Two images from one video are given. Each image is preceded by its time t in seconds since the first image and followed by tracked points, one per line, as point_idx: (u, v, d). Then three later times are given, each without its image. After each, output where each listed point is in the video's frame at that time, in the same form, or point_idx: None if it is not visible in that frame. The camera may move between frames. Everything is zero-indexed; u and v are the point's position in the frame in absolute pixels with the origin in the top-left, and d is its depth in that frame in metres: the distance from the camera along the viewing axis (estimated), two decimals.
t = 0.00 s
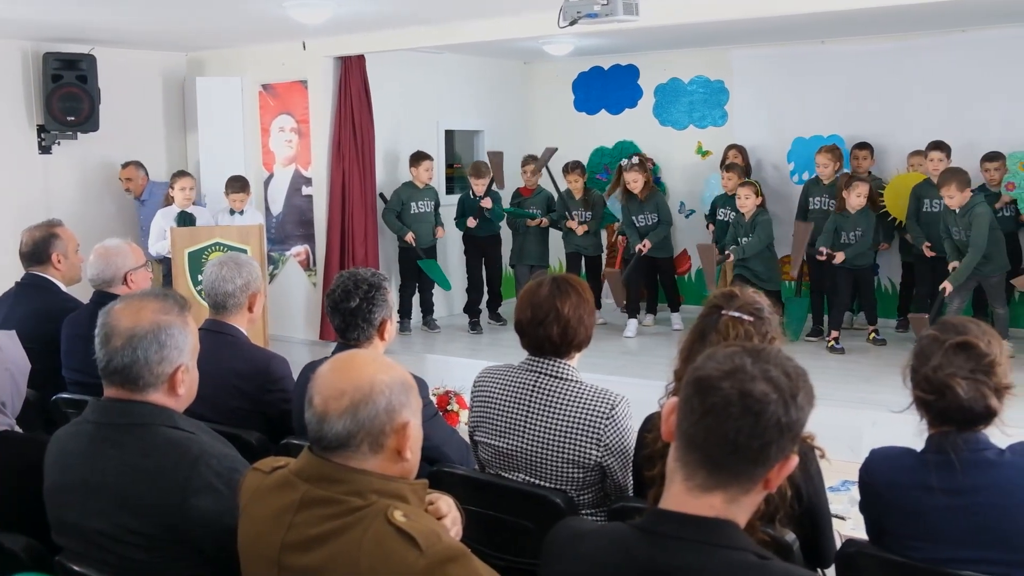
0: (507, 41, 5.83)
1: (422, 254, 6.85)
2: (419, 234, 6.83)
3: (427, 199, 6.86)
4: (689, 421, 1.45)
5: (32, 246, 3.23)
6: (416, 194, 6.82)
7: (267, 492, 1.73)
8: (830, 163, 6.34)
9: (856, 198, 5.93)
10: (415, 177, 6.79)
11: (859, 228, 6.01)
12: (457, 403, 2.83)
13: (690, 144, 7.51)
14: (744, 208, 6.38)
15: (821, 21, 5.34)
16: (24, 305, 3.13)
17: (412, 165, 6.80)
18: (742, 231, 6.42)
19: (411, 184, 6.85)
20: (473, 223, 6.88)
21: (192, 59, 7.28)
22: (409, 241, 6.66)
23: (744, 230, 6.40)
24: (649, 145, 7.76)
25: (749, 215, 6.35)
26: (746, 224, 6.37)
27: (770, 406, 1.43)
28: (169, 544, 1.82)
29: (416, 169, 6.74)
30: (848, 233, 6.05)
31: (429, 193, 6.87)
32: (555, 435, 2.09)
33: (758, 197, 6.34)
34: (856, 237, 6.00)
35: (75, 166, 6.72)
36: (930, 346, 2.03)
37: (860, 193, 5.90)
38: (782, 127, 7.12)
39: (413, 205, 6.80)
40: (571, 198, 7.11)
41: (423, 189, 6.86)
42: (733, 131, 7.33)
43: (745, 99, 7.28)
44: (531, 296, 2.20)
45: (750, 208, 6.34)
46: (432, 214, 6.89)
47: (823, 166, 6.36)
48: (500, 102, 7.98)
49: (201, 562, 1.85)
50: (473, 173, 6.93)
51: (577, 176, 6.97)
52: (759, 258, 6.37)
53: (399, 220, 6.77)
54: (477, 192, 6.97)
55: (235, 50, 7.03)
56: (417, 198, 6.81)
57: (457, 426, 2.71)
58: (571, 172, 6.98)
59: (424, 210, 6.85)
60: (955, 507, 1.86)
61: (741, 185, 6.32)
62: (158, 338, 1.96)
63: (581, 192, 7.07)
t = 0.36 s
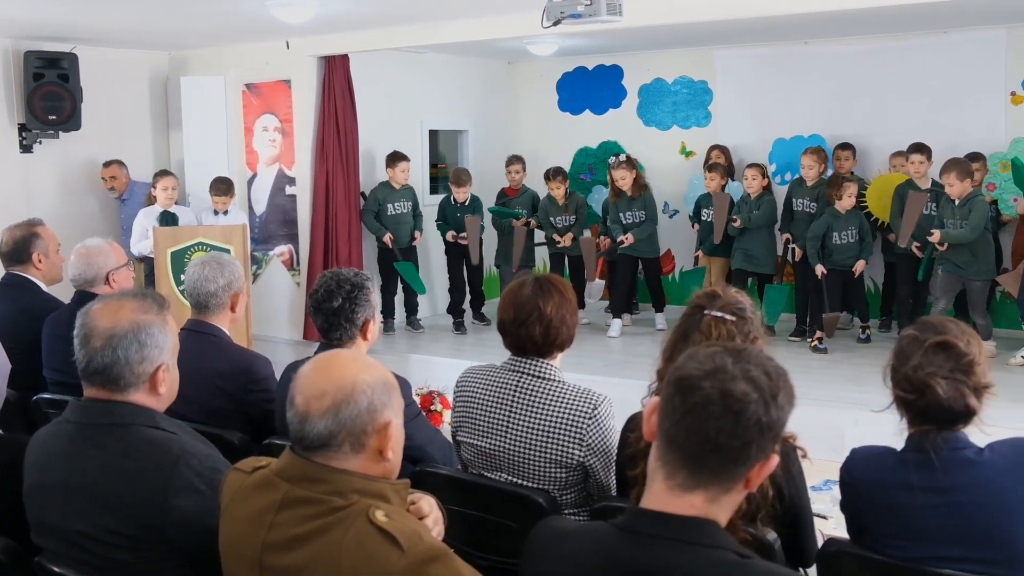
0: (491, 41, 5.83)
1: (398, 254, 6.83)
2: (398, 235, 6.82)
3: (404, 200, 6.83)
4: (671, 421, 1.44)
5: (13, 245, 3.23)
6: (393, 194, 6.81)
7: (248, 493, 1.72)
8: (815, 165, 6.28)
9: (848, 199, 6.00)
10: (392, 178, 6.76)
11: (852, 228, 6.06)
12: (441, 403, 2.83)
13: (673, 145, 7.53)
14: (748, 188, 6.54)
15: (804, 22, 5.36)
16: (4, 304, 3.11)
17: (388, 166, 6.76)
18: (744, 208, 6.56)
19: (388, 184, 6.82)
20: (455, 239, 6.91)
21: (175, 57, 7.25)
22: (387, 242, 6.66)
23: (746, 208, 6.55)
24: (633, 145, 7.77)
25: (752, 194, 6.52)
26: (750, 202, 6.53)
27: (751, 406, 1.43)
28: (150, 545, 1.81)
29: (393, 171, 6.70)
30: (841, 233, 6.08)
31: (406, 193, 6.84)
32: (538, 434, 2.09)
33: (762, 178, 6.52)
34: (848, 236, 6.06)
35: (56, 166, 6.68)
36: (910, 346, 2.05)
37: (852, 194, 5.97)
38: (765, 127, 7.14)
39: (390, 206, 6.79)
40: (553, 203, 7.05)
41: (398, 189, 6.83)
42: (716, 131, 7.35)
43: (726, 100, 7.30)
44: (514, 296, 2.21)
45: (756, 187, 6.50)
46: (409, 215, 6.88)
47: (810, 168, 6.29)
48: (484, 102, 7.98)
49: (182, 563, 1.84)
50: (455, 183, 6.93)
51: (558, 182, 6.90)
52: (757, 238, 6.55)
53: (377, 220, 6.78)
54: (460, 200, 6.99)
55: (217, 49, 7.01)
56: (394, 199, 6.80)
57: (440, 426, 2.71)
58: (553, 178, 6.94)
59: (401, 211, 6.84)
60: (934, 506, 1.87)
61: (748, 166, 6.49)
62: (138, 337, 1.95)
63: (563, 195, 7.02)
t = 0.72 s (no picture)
0: (478, 41, 5.83)
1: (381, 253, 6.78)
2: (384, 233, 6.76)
3: (388, 204, 6.80)
4: (653, 421, 1.43)
5: None
6: (376, 197, 6.78)
7: (230, 493, 1.72)
8: (798, 169, 6.24)
9: (846, 189, 6.14)
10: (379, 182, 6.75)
11: (852, 218, 6.22)
12: (427, 403, 2.83)
13: (659, 145, 7.54)
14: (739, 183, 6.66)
15: (789, 24, 5.39)
16: None
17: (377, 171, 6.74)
18: (738, 203, 6.67)
19: (374, 185, 6.82)
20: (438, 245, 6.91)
21: (160, 57, 7.23)
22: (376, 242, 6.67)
23: (739, 202, 6.65)
24: (619, 145, 7.77)
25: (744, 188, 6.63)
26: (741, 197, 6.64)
27: (733, 406, 1.41)
28: (132, 546, 1.80)
29: (381, 177, 6.69)
30: (840, 221, 6.24)
31: (391, 197, 6.80)
32: (521, 434, 2.10)
33: (753, 172, 6.62)
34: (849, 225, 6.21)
35: (39, 165, 6.64)
36: (892, 346, 2.07)
37: (850, 183, 6.12)
38: (751, 129, 7.17)
39: (373, 209, 6.77)
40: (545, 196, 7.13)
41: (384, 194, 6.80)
42: (702, 132, 7.37)
43: (712, 101, 7.32)
44: (499, 296, 2.21)
45: (746, 181, 6.59)
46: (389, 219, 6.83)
47: (792, 172, 6.24)
48: (470, 102, 7.98)
49: (165, 563, 1.83)
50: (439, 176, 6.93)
51: (551, 172, 7.00)
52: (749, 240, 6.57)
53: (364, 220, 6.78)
54: (443, 198, 6.99)
55: (202, 48, 7.00)
56: (376, 201, 6.77)
57: (426, 426, 2.71)
58: (544, 169, 7.01)
59: (383, 215, 6.79)
60: (917, 505, 1.88)
61: (738, 160, 6.59)
62: (119, 335, 1.95)
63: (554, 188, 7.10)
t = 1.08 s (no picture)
0: (462, 41, 5.82)
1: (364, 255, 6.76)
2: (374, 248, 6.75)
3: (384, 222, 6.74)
4: (633, 421, 1.42)
5: None
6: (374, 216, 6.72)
7: (209, 493, 1.71)
8: (761, 181, 5.99)
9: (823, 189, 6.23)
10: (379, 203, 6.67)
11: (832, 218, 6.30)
12: (409, 404, 2.84)
13: (643, 146, 7.55)
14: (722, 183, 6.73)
15: (773, 26, 5.41)
16: None
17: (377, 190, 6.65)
18: (720, 204, 6.73)
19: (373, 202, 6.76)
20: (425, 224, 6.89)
21: (142, 55, 7.20)
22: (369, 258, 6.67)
23: (721, 203, 6.71)
24: (603, 146, 7.78)
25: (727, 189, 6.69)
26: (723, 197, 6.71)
27: (713, 406, 1.41)
28: (112, 547, 1.79)
29: (380, 198, 6.61)
30: (821, 222, 6.33)
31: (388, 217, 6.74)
32: (503, 434, 2.10)
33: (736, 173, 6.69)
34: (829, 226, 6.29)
35: (19, 164, 6.58)
36: (873, 347, 2.07)
37: (829, 182, 6.20)
38: (735, 130, 7.19)
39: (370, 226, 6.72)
40: (525, 200, 7.07)
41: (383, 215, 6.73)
42: (686, 134, 7.39)
43: (695, 102, 7.34)
44: (480, 296, 2.20)
45: (728, 181, 6.69)
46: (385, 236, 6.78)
47: (754, 184, 5.99)
48: (454, 102, 7.97)
49: (144, 564, 1.82)
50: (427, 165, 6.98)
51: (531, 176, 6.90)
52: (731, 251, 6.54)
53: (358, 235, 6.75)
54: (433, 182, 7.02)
55: (184, 47, 6.97)
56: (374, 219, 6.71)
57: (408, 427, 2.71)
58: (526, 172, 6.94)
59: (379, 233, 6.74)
60: (897, 505, 1.89)
61: (721, 160, 6.66)
62: (94, 332, 1.94)
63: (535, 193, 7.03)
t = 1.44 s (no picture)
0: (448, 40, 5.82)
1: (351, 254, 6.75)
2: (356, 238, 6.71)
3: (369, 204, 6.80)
4: (614, 420, 1.41)
5: None
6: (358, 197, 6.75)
7: (190, 492, 1.69)
8: (745, 179, 6.01)
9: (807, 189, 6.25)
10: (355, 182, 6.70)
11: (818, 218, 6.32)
12: (393, 403, 2.84)
13: (628, 146, 7.56)
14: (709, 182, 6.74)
15: (758, 26, 5.42)
16: None
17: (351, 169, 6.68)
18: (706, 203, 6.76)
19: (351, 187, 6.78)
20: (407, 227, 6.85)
21: (125, 53, 7.16)
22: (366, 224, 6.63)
23: (707, 202, 6.71)
24: (588, 146, 7.77)
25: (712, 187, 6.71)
26: (710, 195, 6.72)
27: (693, 405, 1.40)
28: (91, 547, 1.78)
29: (357, 173, 6.64)
30: (805, 221, 6.36)
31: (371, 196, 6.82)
32: (485, 433, 2.10)
33: (722, 171, 6.73)
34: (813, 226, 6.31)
35: None
36: (855, 346, 2.09)
37: (813, 184, 6.21)
38: (720, 130, 7.21)
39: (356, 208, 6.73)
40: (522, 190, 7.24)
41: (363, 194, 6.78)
42: (671, 134, 7.41)
43: (680, 103, 7.35)
44: (463, 296, 2.20)
45: (716, 180, 6.71)
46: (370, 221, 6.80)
47: (739, 182, 6.01)
48: (439, 101, 7.96)
49: (125, 564, 1.81)
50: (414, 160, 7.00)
51: (530, 167, 7.06)
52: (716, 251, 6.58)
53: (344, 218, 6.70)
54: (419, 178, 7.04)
55: (169, 44, 6.95)
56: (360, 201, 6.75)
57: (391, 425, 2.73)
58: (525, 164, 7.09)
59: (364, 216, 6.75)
60: (877, 504, 1.89)
61: (707, 160, 6.71)
62: (74, 329, 1.93)
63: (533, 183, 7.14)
